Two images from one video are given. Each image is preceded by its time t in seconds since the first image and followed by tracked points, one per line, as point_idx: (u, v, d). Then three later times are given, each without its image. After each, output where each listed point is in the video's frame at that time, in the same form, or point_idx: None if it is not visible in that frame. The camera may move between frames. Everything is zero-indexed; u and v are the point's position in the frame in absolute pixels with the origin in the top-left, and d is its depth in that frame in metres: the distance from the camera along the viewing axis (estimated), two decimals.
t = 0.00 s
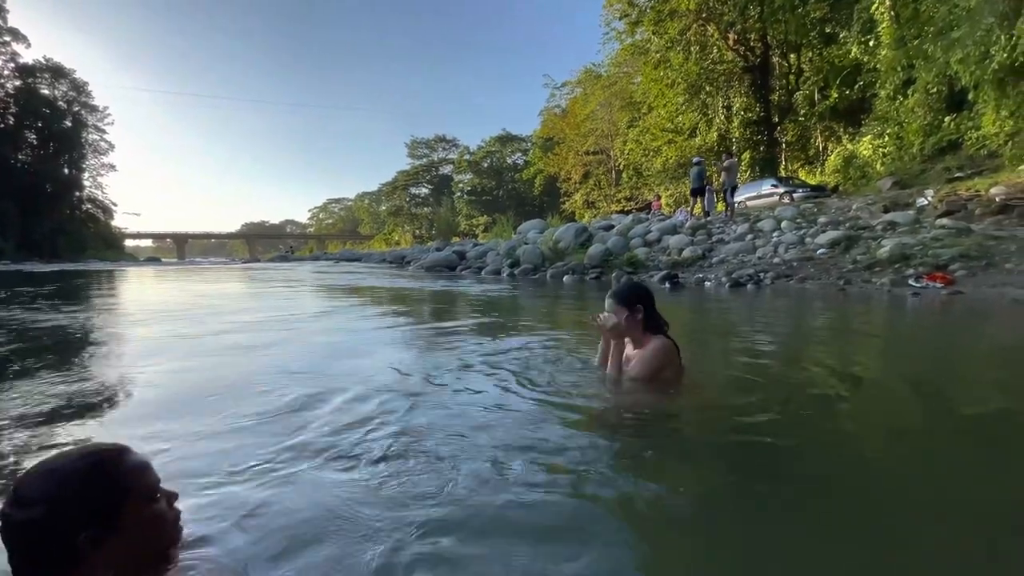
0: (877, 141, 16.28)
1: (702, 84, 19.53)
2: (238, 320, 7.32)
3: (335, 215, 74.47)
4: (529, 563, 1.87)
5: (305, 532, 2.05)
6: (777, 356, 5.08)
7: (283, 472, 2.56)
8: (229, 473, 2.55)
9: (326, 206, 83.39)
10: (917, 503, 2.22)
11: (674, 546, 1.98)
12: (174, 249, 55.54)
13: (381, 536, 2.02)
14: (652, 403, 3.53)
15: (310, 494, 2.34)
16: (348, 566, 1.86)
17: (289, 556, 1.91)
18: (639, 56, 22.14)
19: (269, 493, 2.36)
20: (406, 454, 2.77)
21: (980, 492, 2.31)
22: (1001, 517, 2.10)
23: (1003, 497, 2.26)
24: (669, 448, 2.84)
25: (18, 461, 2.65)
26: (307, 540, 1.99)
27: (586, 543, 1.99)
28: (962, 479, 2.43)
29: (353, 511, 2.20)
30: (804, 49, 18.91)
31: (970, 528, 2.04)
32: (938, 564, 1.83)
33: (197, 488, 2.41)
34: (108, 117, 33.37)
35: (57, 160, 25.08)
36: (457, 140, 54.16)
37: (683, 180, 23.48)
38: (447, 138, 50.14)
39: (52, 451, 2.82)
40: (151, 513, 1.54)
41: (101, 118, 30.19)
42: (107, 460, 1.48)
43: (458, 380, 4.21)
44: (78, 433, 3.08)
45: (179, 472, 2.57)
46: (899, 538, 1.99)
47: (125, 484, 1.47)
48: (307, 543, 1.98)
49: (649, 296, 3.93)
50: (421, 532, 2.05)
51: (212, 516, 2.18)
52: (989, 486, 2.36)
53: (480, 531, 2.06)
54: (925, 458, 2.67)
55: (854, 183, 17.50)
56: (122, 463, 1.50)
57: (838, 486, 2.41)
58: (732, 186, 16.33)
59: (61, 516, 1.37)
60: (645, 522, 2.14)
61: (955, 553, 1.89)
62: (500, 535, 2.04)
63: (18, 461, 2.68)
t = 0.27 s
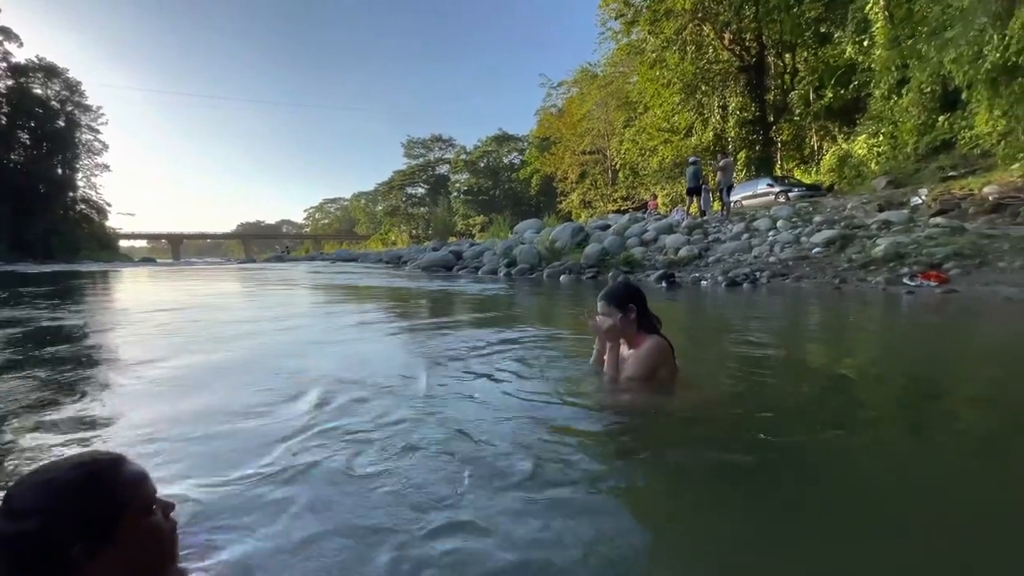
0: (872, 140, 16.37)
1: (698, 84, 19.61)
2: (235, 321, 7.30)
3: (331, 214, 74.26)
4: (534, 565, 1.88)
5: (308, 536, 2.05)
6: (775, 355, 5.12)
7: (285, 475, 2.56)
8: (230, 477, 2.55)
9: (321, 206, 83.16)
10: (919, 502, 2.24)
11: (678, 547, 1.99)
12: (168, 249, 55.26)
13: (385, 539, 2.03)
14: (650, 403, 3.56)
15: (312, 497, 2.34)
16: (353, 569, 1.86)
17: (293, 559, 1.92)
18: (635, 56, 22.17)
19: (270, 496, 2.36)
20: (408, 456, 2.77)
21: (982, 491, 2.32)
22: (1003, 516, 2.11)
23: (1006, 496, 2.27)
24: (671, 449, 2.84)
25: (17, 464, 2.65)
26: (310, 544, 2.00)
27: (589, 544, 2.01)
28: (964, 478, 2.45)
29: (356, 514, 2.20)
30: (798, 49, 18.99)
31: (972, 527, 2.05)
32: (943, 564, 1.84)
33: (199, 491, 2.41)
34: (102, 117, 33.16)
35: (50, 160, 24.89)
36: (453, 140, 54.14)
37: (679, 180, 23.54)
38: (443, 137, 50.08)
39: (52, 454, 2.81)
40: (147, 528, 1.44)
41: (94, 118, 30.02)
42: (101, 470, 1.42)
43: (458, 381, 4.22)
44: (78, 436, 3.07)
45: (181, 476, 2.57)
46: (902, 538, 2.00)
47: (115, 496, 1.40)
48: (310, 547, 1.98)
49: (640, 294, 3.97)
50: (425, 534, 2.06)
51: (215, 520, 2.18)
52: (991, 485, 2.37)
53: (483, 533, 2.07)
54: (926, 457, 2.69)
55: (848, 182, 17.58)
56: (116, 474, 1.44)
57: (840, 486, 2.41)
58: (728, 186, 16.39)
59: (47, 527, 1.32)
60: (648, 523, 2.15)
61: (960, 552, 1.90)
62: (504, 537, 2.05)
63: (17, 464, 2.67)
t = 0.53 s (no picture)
0: (864, 138, 16.50)
1: (692, 82, 19.71)
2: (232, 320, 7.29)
3: (325, 213, 73.90)
4: (530, 560, 1.93)
5: (308, 535, 2.08)
6: (768, 352, 5.17)
7: (284, 475, 2.58)
8: (230, 477, 2.57)
9: (316, 205, 82.76)
10: (912, 501, 2.26)
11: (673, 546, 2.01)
12: (160, 249, 54.76)
13: (384, 537, 2.06)
14: (646, 401, 3.60)
15: (311, 496, 2.37)
16: (353, 567, 1.89)
17: (294, 559, 1.94)
18: (629, 54, 22.22)
19: (270, 496, 2.38)
20: (405, 454, 2.80)
21: (973, 489, 2.35)
22: (993, 514, 2.14)
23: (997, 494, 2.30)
24: (665, 448, 2.86)
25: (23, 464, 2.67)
26: (311, 542, 2.03)
27: (586, 540, 2.05)
28: (955, 475, 2.48)
29: (356, 513, 2.23)
30: (792, 47, 19.07)
31: (963, 525, 2.07)
32: (936, 562, 1.86)
33: (198, 492, 2.43)
34: (92, 115, 32.82)
35: (40, 159, 24.62)
36: (448, 138, 54.03)
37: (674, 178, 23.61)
38: (438, 135, 49.96)
39: (50, 455, 2.82)
40: (144, 527, 1.47)
41: (86, 116, 29.73)
42: (93, 471, 1.43)
43: (457, 379, 4.26)
44: (77, 437, 3.08)
45: (180, 476, 2.59)
46: (894, 535, 2.02)
47: (112, 496, 1.42)
48: (311, 545, 2.01)
49: (642, 292, 3.99)
50: (424, 532, 2.09)
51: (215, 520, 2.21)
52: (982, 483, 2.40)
53: (481, 530, 2.11)
54: (918, 455, 2.71)
55: (841, 180, 17.70)
56: (110, 475, 1.45)
57: (833, 485, 2.44)
58: (722, 184, 16.47)
59: (45, 529, 1.32)
60: (645, 521, 2.18)
61: (953, 551, 1.92)
62: (502, 534, 2.08)
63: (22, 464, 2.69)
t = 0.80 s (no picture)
0: (856, 135, 16.55)
1: (686, 79, 19.72)
2: (221, 318, 7.20)
3: (318, 211, 73.46)
4: (517, 557, 1.88)
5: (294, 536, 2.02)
6: (763, 348, 5.13)
7: (271, 473, 2.52)
8: (216, 476, 2.50)
9: (309, 202, 82.29)
10: (910, 498, 2.19)
11: (667, 546, 1.94)
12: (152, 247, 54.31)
13: (373, 537, 2.00)
14: (641, 396, 3.56)
15: (298, 496, 2.31)
16: (336, 566, 1.85)
17: (278, 562, 1.88)
18: (623, 51, 22.19)
19: (256, 495, 2.32)
20: (395, 451, 2.75)
21: (972, 486, 2.28)
22: (996, 511, 2.07)
23: (998, 491, 2.23)
24: (658, 444, 2.79)
25: None
26: (293, 542, 1.98)
27: (579, 539, 1.99)
28: (954, 471, 2.41)
29: (344, 512, 2.18)
30: (784, 45, 19.11)
31: (966, 522, 2.00)
32: (937, 562, 1.79)
33: (182, 492, 2.36)
34: (82, 111, 32.43)
35: (29, 156, 24.34)
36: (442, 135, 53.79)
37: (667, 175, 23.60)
38: (432, 132, 49.73)
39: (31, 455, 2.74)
40: (137, 532, 1.39)
41: (75, 113, 29.41)
42: (85, 473, 1.35)
43: (447, 375, 4.22)
44: (60, 435, 3.00)
45: (164, 476, 2.52)
46: (895, 534, 1.95)
47: (103, 499, 1.34)
48: (297, 547, 1.95)
49: (639, 290, 3.94)
50: (409, 529, 2.05)
51: (198, 521, 2.14)
52: (982, 479, 2.33)
53: (471, 530, 2.05)
54: (915, 451, 2.65)
55: (834, 177, 17.70)
56: (102, 477, 1.37)
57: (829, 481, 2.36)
58: (715, 181, 16.46)
59: (33, 531, 1.24)
60: (637, 520, 2.11)
61: (953, 550, 1.84)
62: (493, 534, 2.03)
63: None
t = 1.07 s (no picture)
0: (847, 132, 16.58)
1: (678, 76, 19.68)
2: (206, 315, 7.06)
3: (310, 208, 72.91)
4: (501, 555, 1.79)
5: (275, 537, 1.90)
6: (758, 343, 5.05)
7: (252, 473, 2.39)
8: (195, 476, 2.38)
9: (301, 200, 81.67)
10: (919, 495, 2.08)
11: (663, 544, 1.83)
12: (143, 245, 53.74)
13: (356, 537, 1.89)
14: (632, 390, 3.47)
15: (281, 495, 2.19)
16: (309, 567, 1.74)
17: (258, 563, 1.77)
18: (616, 47, 22.11)
19: (236, 496, 2.20)
20: (382, 449, 2.63)
21: (981, 481, 2.18)
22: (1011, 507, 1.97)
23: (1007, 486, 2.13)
24: (654, 442, 2.67)
25: None
26: (265, 542, 1.87)
27: (572, 535, 1.90)
28: (964, 466, 2.31)
29: (327, 511, 2.05)
30: (776, 41, 19.08)
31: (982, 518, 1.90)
32: (949, 560, 1.67)
33: (159, 493, 2.23)
34: (70, 108, 31.96)
35: (17, 153, 24.00)
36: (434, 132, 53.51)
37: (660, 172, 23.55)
38: (424, 129, 49.45)
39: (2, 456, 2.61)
40: (122, 535, 1.37)
41: (63, 109, 29.02)
42: (62, 476, 1.31)
43: (434, 371, 4.11)
44: (31, 434, 2.87)
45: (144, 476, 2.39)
46: (908, 530, 1.84)
47: (84, 503, 1.31)
48: (277, 549, 1.83)
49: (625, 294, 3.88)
50: (388, 527, 1.95)
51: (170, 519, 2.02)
52: (988, 474, 2.23)
53: (460, 526, 1.95)
54: (919, 446, 2.55)
55: (824, 173, 17.47)
56: (83, 479, 1.33)
57: (834, 477, 2.25)
58: (708, 177, 16.41)
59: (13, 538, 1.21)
60: (631, 515, 2.01)
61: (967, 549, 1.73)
62: (483, 531, 1.93)
63: None
